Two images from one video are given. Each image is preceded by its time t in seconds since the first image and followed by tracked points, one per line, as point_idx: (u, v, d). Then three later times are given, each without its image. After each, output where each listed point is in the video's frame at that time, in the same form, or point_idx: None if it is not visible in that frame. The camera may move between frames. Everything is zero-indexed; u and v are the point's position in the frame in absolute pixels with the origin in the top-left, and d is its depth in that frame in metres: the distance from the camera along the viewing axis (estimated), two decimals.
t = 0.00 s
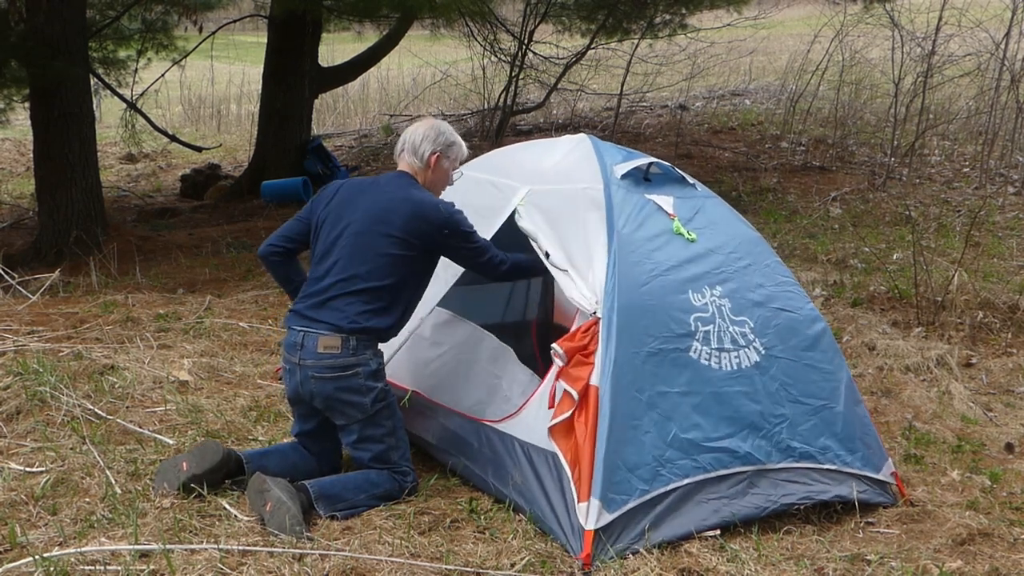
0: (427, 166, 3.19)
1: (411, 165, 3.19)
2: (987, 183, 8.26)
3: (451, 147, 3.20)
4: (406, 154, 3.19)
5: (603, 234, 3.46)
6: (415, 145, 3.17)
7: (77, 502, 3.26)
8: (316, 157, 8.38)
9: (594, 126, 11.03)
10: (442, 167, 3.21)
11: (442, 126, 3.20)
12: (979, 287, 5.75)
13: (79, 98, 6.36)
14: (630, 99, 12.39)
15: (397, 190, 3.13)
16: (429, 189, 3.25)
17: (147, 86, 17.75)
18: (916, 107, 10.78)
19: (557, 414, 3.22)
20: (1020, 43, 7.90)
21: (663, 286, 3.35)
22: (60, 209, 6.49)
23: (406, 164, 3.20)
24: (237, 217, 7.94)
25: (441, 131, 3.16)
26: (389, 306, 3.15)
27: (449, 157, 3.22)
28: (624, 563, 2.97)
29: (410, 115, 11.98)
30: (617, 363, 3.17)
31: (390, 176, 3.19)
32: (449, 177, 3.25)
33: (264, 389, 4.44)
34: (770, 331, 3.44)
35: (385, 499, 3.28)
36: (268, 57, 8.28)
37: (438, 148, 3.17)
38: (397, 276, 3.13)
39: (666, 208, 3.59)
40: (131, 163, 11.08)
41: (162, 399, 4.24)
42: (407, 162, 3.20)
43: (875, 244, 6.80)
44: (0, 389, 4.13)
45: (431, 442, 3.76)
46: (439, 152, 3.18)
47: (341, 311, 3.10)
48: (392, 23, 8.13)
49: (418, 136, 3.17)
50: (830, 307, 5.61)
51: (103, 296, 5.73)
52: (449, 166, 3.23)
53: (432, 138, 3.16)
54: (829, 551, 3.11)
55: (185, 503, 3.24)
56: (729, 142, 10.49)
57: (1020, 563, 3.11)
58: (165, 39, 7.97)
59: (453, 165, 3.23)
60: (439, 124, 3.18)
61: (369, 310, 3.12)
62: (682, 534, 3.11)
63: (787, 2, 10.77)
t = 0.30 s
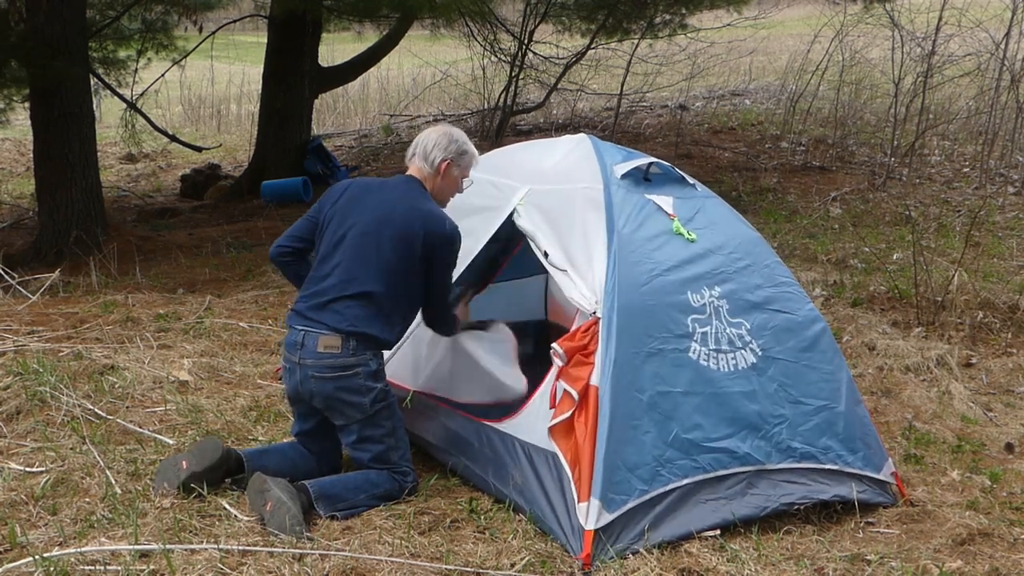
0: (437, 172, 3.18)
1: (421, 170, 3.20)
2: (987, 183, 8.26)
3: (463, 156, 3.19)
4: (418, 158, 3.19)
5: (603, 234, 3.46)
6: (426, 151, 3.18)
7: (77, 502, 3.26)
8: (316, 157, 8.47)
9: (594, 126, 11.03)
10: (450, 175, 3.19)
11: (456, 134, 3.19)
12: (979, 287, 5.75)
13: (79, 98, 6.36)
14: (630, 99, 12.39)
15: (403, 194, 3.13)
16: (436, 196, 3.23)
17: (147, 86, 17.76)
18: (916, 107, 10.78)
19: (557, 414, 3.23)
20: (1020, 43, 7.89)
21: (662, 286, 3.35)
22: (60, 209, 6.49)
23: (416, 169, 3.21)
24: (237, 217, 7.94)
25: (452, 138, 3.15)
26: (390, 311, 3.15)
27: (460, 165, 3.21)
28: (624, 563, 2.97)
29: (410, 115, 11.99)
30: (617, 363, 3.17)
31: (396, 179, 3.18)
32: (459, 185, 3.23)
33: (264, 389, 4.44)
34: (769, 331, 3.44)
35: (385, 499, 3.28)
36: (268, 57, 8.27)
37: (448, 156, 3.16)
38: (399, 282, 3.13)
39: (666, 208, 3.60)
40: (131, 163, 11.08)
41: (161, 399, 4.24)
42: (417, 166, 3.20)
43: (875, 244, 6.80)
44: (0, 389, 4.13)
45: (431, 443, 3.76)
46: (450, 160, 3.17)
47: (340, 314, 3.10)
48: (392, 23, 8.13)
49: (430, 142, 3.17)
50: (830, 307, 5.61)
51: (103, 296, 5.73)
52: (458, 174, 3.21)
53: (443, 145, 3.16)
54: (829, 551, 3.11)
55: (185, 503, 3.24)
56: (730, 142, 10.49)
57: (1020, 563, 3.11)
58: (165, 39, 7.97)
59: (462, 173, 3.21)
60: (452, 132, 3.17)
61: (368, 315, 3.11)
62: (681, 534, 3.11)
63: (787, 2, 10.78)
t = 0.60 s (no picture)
0: (433, 170, 3.18)
1: (420, 168, 3.20)
2: (987, 183, 8.26)
3: (462, 157, 3.17)
4: (418, 156, 3.20)
5: (601, 234, 3.47)
6: (425, 150, 3.19)
7: (77, 502, 3.27)
8: (316, 157, 8.50)
9: (594, 126, 11.04)
10: (448, 173, 3.18)
11: (458, 135, 3.19)
12: (979, 287, 5.75)
13: (79, 98, 6.36)
14: (630, 99, 12.40)
15: (400, 195, 3.14)
16: (435, 195, 3.22)
17: (147, 86, 17.78)
18: (916, 107, 10.79)
19: (556, 414, 3.23)
20: (1020, 43, 7.89)
21: (661, 286, 3.35)
22: (60, 209, 6.49)
23: (416, 168, 3.21)
24: (237, 217, 7.95)
25: (452, 137, 3.15)
26: (384, 312, 3.15)
27: (459, 166, 3.19)
28: (624, 563, 2.97)
29: (410, 115, 11.99)
30: (617, 363, 3.17)
31: (394, 180, 3.19)
32: (457, 186, 3.21)
33: (264, 389, 4.44)
34: (768, 332, 3.44)
35: (384, 499, 3.28)
36: (268, 57, 8.27)
37: (445, 153, 3.15)
38: (394, 283, 3.13)
39: (665, 208, 3.60)
40: (131, 163, 11.08)
41: (162, 398, 4.24)
42: (416, 165, 3.21)
43: (875, 244, 6.81)
44: (0, 389, 4.13)
45: (428, 445, 3.76)
46: (447, 158, 3.16)
47: (334, 313, 3.10)
48: (392, 23, 8.13)
49: (429, 141, 3.18)
50: (830, 307, 5.62)
51: (103, 296, 5.73)
52: (457, 174, 3.19)
53: (440, 143, 3.16)
54: (829, 551, 3.11)
55: (186, 504, 3.25)
56: (730, 142, 10.49)
57: (1020, 563, 3.11)
58: (165, 39, 7.97)
59: (461, 173, 3.19)
60: (453, 133, 3.18)
61: (364, 314, 3.11)
62: (681, 534, 3.11)
63: (787, 2, 10.77)
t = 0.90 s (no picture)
0: (435, 174, 3.15)
1: (422, 171, 3.18)
2: (987, 183, 8.26)
3: (465, 160, 3.15)
4: (420, 159, 3.18)
5: (601, 234, 3.47)
6: (427, 153, 3.16)
7: (77, 502, 3.27)
8: (316, 157, 8.49)
9: (594, 125, 11.04)
10: (449, 177, 3.15)
11: (461, 138, 3.16)
12: (979, 287, 5.75)
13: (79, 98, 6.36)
14: (630, 99, 12.40)
15: (401, 198, 3.11)
16: (435, 198, 3.19)
17: (147, 86, 17.78)
18: (917, 107, 10.79)
19: (557, 413, 3.23)
20: (1020, 43, 7.89)
21: (661, 286, 3.35)
22: (60, 209, 6.49)
23: (418, 171, 3.19)
24: (237, 217, 7.94)
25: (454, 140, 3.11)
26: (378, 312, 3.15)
27: (461, 170, 3.16)
28: (624, 563, 2.97)
29: (410, 115, 11.99)
30: (617, 363, 3.16)
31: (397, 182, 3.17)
32: (459, 190, 3.18)
33: (264, 389, 4.44)
34: (769, 331, 3.44)
35: (385, 499, 3.27)
36: (268, 58, 8.27)
37: (446, 157, 3.12)
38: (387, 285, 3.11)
39: (665, 209, 3.60)
40: (131, 163, 11.08)
41: (162, 398, 4.24)
42: (418, 168, 3.19)
43: (875, 244, 6.81)
44: (0, 390, 4.13)
45: (428, 445, 3.77)
46: (449, 161, 3.14)
47: (329, 315, 3.09)
48: (392, 23, 8.13)
49: (432, 144, 3.15)
50: (830, 307, 5.61)
51: (103, 296, 5.73)
52: (458, 178, 3.17)
53: (442, 147, 3.13)
54: (829, 551, 3.11)
55: (186, 504, 3.26)
56: (730, 142, 10.49)
57: (1020, 563, 3.11)
58: (165, 39, 7.97)
59: (463, 177, 3.17)
60: (457, 135, 3.15)
61: (359, 316, 3.11)
62: (681, 534, 3.11)
63: (787, 2, 10.77)
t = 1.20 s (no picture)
0: (451, 190, 3.08)
1: (437, 184, 3.09)
2: (987, 183, 8.26)
3: (484, 178, 3.07)
4: (435, 170, 3.09)
5: (603, 233, 3.47)
6: (445, 166, 3.07)
7: (77, 502, 3.26)
8: (316, 157, 8.46)
9: (594, 125, 11.04)
10: (465, 194, 3.09)
11: (482, 153, 3.07)
12: (979, 287, 5.75)
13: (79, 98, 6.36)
14: (630, 99, 12.40)
15: (406, 208, 3.06)
16: (447, 210, 3.14)
17: (147, 86, 17.79)
18: (916, 107, 10.79)
19: (557, 414, 3.23)
20: (1020, 42, 7.89)
21: (662, 285, 3.35)
22: (60, 209, 6.49)
23: (433, 179, 3.11)
24: (237, 217, 7.94)
25: (474, 158, 3.02)
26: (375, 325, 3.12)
27: (477, 186, 3.09)
28: (624, 563, 2.97)
29: (410, 115, 11.99)
30: (617, 364, 3.16)
31: (403, 189, 3.12)
32: (473, 203, 3.13)
33: (264, 389, 4.44)
34: (770, 331, 3.44)
35: (385, 499, 3.28)
36: (268, 58, 8.27)
37: (465, 175, 3.05)
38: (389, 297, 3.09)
39: (666, 209, 3.61)
40: (131, 163, 11.08)
41: (162, 398, 4.24)
42: (433, 176, 3.10)
43: (875, 244, 6.81)
44: (0, 389, 4.13)
45: (428, 445, 3.77)
46: (467, 179, 3.06)
47: (327, 324, 3.07)
48: (392, 23, 8.13)
49: (451, 157, 3.05)
50: (830, 307, 5.62)
51: (103, 296, 5.73)
52: (473, 195, 3.11)
53: (462, 163, 3.04)
54: (829, 551, 3.11)
55: (186, 504, 3.25)
56: (730, 142, 10.49)
57: (1020, 563, 3.11)
58: (165, 39, 7.97)
59: (477, 195, 3.11)
60: (476, 150, 3.05)
61: (356, 328, 3.08)
62: (681, 534, 3.10)
63: (787, 2, 10.76)
